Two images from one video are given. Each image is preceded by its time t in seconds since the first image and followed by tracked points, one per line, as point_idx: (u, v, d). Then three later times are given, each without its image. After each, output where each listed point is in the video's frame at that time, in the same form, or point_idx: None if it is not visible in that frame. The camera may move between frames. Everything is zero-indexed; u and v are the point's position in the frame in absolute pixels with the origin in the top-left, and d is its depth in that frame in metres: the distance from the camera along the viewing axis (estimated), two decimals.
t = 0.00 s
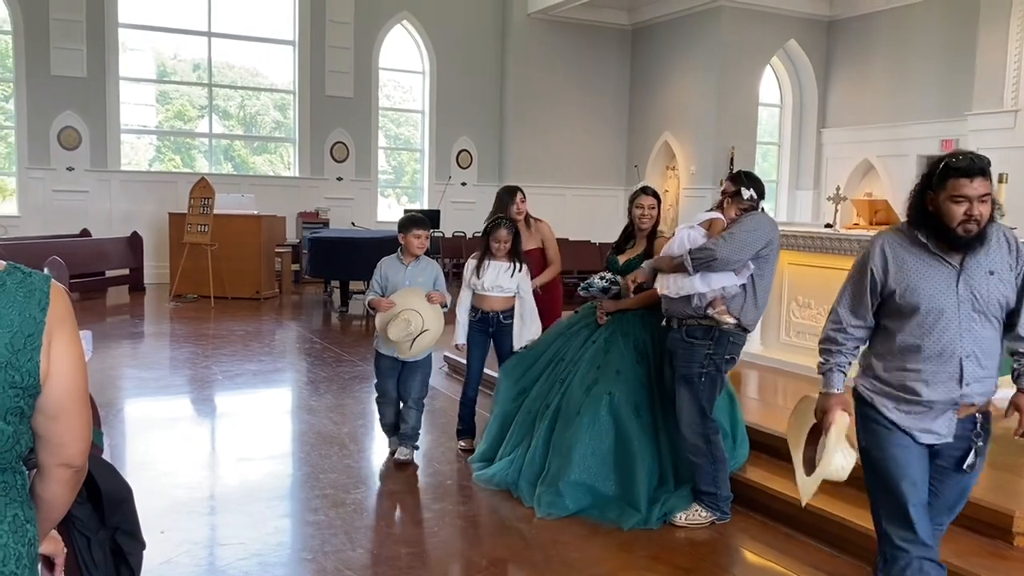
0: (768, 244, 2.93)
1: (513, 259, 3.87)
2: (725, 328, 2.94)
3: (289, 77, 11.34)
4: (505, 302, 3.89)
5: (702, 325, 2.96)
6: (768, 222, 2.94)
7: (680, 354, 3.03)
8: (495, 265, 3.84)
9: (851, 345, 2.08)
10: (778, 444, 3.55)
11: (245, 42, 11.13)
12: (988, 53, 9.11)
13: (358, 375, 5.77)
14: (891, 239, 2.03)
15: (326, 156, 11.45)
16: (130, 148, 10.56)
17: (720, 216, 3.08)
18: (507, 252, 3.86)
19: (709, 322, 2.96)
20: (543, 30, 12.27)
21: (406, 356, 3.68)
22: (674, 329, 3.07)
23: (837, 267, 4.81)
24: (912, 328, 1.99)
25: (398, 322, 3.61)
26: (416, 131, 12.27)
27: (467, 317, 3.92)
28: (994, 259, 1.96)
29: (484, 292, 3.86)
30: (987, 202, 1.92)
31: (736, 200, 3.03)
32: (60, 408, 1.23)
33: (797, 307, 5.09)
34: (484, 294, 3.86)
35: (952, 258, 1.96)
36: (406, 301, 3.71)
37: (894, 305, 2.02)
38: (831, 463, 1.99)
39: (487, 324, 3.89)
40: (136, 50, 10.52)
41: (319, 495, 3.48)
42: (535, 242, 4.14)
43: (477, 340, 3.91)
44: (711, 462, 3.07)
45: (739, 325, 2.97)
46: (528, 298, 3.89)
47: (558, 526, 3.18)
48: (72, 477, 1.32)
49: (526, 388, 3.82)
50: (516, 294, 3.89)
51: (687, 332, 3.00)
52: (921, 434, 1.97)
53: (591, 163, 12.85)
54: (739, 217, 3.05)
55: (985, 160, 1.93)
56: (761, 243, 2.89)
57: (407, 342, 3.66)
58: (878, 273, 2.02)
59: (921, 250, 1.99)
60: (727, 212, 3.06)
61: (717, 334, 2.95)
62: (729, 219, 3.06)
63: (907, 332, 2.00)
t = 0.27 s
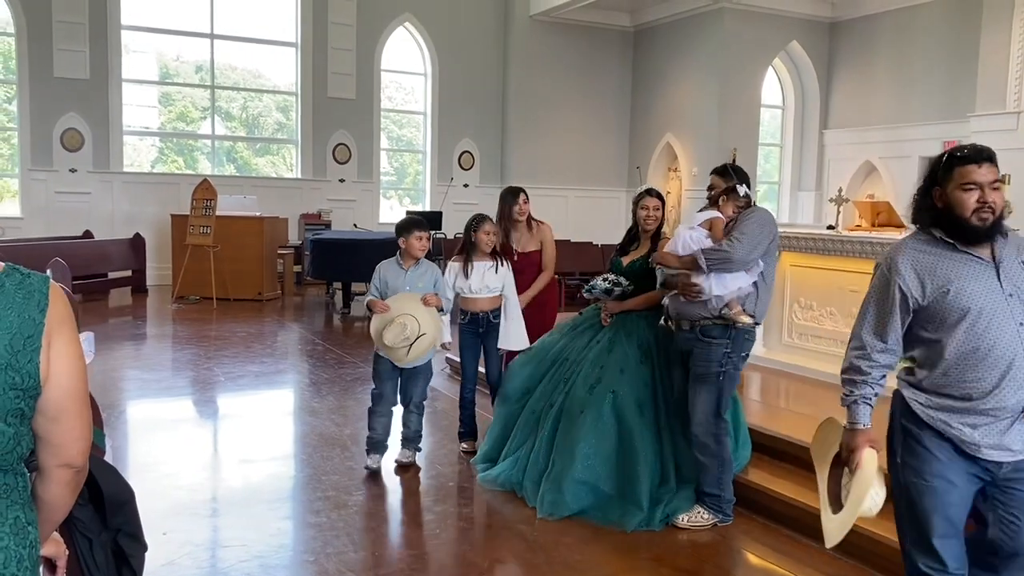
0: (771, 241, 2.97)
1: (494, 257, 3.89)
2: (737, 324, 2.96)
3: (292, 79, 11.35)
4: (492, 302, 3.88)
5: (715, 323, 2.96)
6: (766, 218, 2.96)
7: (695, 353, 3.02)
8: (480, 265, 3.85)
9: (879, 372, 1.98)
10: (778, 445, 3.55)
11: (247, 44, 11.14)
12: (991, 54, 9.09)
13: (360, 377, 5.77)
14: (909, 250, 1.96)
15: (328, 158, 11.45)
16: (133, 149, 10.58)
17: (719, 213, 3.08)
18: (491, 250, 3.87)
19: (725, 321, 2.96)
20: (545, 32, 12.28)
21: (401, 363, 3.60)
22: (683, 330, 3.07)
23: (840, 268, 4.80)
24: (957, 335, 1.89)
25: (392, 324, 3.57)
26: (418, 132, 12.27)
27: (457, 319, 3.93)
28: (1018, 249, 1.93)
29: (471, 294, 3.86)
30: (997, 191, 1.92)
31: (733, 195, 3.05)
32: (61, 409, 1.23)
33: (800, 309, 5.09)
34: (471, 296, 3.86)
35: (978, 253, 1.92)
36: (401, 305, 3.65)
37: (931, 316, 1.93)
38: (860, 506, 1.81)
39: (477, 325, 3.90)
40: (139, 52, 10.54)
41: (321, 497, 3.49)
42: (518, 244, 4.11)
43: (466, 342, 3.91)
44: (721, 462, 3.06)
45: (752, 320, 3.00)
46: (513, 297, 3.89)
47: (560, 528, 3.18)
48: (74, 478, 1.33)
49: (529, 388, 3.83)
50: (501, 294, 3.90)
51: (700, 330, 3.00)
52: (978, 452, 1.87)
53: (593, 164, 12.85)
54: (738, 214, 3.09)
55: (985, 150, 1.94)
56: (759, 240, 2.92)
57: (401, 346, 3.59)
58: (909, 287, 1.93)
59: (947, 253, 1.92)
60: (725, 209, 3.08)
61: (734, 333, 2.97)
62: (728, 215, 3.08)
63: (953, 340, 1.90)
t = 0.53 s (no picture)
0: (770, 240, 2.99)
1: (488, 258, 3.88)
2: (748, 325, 2.99)
3: (292, 80, 11.36)
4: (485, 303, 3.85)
5: (729, 323, 2.97)
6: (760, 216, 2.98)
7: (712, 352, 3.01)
8: (473, 265, 3.83)
9: (928, 384, 1.69)
10: (777, 446, 3.56)
11: (247, 45, 11.15)
12: (989, 55, 9.10)
13: (360, 378, 5.77)
14: (965, 250, 1.70)
15: (328, 159, 11.46)
16: (132, 150, 10.58)
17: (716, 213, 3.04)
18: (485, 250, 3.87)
19: (740, 322, 2.98)
20: (545, 33, 12.28)
21: (407, 362, 3.49)
22: (694, 331, 3.05)
23: (840, 269, 4.80)
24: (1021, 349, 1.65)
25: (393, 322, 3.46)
26: (418, 133, 12.28)
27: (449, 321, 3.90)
28: None
29: (464, 296, 3.81)
30: None
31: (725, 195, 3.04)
32: (59, 410, 1.23)
33: (799, 310, 5.09)
34: (463, 298, 3.81)
35: None
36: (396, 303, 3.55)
37: (985, 328, 1.68)
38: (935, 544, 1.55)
39: (469, 326, 3.86)
40: (139, 53, 10.55)
41: (321, 498, 3.48)
42: (518, 250, 4.13)
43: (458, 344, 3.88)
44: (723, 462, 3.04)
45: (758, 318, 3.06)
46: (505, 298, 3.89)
47: (559, 529, 3.17)
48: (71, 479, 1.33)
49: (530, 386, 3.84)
50: (495, 295, 3.88)
51: (713, 331, 2.99)
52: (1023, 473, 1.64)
53: (593, 165, 12.86)
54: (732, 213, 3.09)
55: None
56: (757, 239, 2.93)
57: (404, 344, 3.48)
58: (968, 295, 1.66)
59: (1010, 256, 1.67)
60: (721, 210, 3.06)
61: (748, 332, 3.00)
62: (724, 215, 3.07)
63: (1012, 354, 1.65)
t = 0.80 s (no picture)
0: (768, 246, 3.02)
1: (484, 261, 3.86)
2: (747, 327, 2.99)
3: (288, 80, 11.35)
4: (478, 307, 3.81)
5: (729, 326, 2.95)
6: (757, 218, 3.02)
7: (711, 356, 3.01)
8: (471, 267, 3.81)
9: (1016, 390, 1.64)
10: (773, 445, 3.57)
11: (243, 45, 11.13)
12: (985, 55, 9.12)
13: (356, 378, 5.77)
14: None
15: (325, 159, 11.46)
16: (129, 151, 10.57)
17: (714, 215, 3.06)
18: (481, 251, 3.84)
19: (741, 325, 2.98)
20: (541, 33, 12.29)
21: (414, 354, 3.45)
22: (692, 335, 3.03)
23: (836, 269, 4.81)
24: None
25: (395, 320, 3.38)
26: (415, 133, 12.28)
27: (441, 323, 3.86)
28: None
29: (457, 296, 3.78)
30: None
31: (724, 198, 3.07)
32: (53, 410, 1.23)
33: (795, 309, 5.10)
34: (457, 299, 3.77)
35: None
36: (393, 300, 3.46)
37: None
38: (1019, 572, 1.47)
39: (460, 331, 3.81)
40: (135, 53, 10.53)
41: (317, 498, 3.48)
42: (518, 252, 4.13)
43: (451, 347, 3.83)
44: (717, 459, 3.06)
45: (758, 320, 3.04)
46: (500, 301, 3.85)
47: (556, 528, 3.18)
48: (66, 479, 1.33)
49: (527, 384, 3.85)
50: (489, 298, 3.85)
51: (714, 335, 2.97)
52: None
53: (589, 165, 12.87)
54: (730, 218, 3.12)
55: None
56: (756, 241, 2.97)
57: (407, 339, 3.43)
58: None
59: None
60: (719, 213, 3.08)
61: (750, 336, 3.00)
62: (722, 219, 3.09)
63: None
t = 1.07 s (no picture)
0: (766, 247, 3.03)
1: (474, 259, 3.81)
2: (746, 328, 2.99)
3: (282, 79, 11.33)
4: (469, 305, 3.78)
5: (731, 328, 2.96)
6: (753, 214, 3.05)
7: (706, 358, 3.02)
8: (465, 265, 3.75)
9: None
10: (767, 444, 3.57)
11: (237, 44, 11.11)
12: (977, 55, 9.15)
13: (350, 378, 5.76)
14: None
15: (319, 158, 11.44)
16: (122, 150, 10.53)
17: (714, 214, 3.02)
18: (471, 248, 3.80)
19: (740, 325, 2.98)
20: (536, 33, 12.29)
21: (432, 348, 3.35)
22: (691, 336, 3.01)
23: (829, 267, 4.82)
24: None
25: (410, 323, 3.27)
26: (410, 133, 12.27)
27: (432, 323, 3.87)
28: None
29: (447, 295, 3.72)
30: None
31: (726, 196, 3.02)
32: (42, 408, 1.22)
33: (789, 308, 5.10)
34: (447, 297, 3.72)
35: None
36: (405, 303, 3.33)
37: None
38: None
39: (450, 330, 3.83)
40: (129, 53, 10.50)
41: (311, 498, 3.48)
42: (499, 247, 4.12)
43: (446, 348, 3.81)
44: (718, 460, 3.07)
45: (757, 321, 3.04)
46: (489, 301, 3.80)
47: (549, 527, 3.18)
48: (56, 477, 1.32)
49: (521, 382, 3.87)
50: (477, 297, 3.79)
51: (715, 336, 2.97)
52: None
53: (584, 164, 12.87)
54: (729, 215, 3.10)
55: None
56: (754, 238, 2.99)
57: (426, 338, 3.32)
58: None
59: None
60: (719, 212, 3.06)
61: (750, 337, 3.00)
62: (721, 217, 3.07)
63: None
